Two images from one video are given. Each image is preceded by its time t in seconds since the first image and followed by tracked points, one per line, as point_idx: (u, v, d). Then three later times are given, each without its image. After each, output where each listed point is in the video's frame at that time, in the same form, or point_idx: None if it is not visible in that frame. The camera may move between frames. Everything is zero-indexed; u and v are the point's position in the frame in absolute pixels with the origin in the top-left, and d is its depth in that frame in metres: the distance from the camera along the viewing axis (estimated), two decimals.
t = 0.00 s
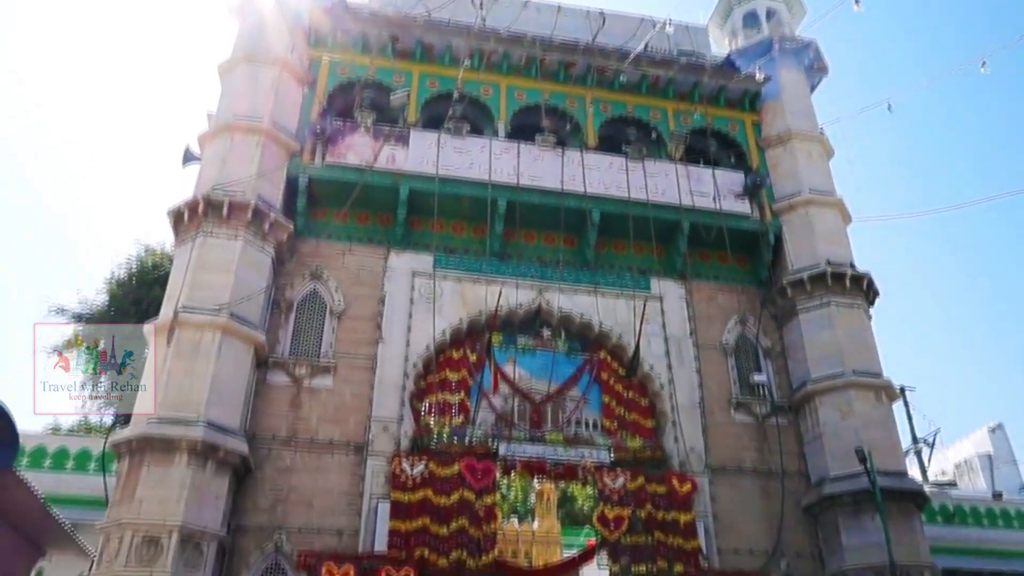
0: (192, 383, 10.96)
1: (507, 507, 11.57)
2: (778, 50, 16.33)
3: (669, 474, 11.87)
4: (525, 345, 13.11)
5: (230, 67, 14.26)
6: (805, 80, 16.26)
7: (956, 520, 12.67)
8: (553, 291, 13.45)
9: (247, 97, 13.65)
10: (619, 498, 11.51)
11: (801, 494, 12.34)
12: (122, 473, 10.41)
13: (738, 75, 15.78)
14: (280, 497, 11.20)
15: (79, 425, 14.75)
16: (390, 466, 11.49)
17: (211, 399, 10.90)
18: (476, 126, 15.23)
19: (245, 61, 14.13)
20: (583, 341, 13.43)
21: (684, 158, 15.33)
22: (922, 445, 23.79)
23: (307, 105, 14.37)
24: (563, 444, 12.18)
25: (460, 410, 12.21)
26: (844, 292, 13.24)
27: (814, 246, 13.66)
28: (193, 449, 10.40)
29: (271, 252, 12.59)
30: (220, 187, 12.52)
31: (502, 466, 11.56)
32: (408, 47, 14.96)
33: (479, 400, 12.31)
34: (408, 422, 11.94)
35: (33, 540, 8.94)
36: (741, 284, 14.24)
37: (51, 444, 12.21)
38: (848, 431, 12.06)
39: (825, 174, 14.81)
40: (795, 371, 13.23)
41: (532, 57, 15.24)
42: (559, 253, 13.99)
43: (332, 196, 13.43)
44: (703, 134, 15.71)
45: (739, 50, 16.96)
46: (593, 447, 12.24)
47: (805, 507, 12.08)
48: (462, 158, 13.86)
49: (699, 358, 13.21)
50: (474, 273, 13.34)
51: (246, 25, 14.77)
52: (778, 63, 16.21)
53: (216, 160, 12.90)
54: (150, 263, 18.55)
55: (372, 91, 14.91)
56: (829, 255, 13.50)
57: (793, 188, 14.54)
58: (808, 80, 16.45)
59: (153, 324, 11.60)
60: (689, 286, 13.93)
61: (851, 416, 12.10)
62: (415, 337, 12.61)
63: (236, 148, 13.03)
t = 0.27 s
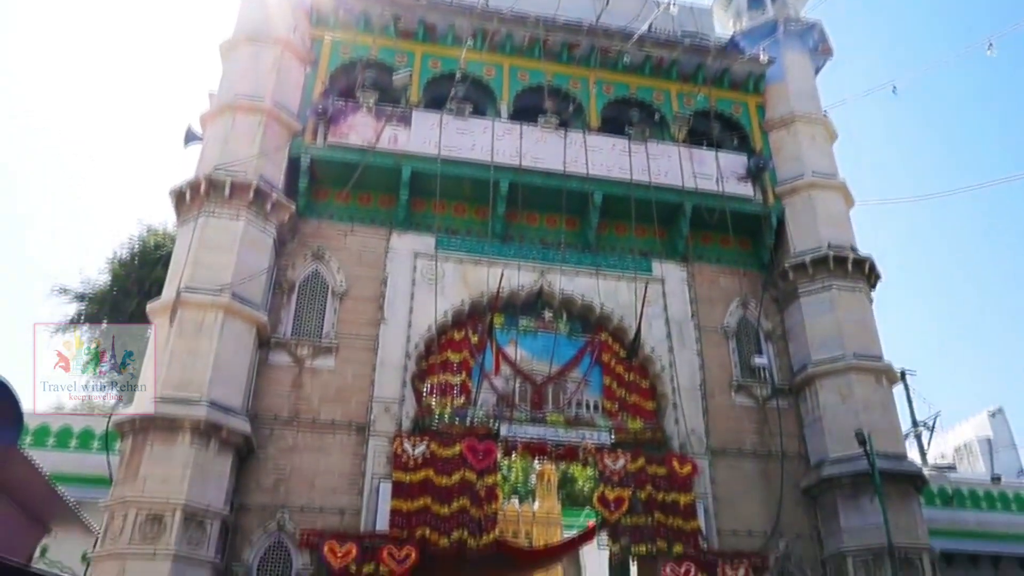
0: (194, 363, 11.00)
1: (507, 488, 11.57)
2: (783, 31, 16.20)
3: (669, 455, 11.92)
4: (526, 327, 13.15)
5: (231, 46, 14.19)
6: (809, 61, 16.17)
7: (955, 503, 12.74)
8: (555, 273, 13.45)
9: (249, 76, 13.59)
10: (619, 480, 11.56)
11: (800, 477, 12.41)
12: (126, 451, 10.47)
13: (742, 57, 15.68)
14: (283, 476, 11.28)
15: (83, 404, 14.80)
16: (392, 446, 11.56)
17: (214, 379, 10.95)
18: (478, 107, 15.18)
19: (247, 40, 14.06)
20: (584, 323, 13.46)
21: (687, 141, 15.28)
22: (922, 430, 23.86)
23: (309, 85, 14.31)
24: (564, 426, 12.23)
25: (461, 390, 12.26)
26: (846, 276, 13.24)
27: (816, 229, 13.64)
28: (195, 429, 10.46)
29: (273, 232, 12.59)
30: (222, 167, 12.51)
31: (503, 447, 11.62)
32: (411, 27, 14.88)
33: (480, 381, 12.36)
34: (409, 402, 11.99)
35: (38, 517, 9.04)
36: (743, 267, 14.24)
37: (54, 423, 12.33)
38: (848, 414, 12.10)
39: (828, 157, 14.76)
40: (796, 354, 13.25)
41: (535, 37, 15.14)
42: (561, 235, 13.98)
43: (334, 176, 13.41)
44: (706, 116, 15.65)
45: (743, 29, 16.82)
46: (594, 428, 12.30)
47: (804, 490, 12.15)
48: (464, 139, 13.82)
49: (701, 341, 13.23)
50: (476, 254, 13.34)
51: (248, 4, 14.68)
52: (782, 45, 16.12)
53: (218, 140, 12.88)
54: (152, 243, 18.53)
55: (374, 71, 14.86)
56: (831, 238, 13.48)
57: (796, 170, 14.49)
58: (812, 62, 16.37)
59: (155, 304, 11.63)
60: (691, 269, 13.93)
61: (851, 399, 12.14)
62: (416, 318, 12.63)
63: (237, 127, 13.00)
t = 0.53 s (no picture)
0: (195, 346, 11.03)
1: (507, 472, 12.46)
2: (787, 16, 16.11)
3: (668, 440, 11.94)
4: (527, 312, 13.17)
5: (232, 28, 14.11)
6: (812, 47, 16.14)
7: (952, 489, 12.81)
8: (555, 258, 13.45)
9: (249, 59, 13.52)
10: (619, 464, 11.58)
11: (799, 462, 12.46)
12: (127, 434, 10.51)
13: (745, 41, 15.59)
14: (283, 459, 11.33)
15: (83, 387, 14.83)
16: (392, 430, 11.59)
17: (215, 362, 10.97)
18: (479, 91, 15.12)
19: (247, 22, 13.97)
20: (585, 308, 13.46)
21: (689, 126, 15.24)
22: (921, 416, 23.93)
23: (310, 69, 14.24)
24: (564, 410, 12.26)
25: (461, 374, 12.28)
26: (847, 262, 13.22)
27: (817, 216, 13.62)
28: (196, 411, 10.50)
29: (274, 216, 12.58)
30: (222, 150, 12.48)
31: (503, 431, 11.65)
32: (412, 10, 14.78)
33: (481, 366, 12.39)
34: (409, 386, 12.02)
35: (40, 499, 9.11)
36: (744, 253, 14.24)
37: (56, 405, 12.53)
38: (847, 400, 12.13)
39: (830, 143, 14.71)
40: (796, 340, 13.27)
41: (537, 20, 15.04)
42: (562, 220, 13.96)
43: (335, 160, 13.37)
44: (708, 101, 15.59)
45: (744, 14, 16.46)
46: (593, 413, 12.33)
47: (802, 475, 12.20)
48: (466, 124, 13.77)
49: (701, 327, 13.24)
50: (477, 239, 13.33)
51: None
52: (786, 30, 16.02)
53: (218, 123, 12.84)
54: (152, 226, 18.46)
55: (374, 54, 14.79)
56: (832, 224, 13.46)
57: (798, 157, 14.45)
58: (815, 47, 16.34)
59: (156, 287, 11.64)
60: (692, 255, 13.93)
61: (850, 385, 12.16)
62: (417, 302, 12.63)
63: (238, 110, 12.96)
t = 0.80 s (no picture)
0: (199, 328, 11.06)
1: (512, 454, 12.67)
2: None
3: (672, 422, 11.99)
4: (531, 294, 13.19)
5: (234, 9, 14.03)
6: (819, 29, 15.99)
7: (954, 472, 12.87)
8: (559, 240, 13.44)
9: (252, 40, 13.46)
10: (622, 446, 11.61)
11: (802, 445, 12.50)
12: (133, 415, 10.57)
13: (751, 23, 15.46)
14: (288, 440, 11.39)
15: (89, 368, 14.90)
16: (396, 411, 11.64)
17: (219, 344, 11.01)
18: (483, 73, 15.06)
19: (249, 3, 13.89)
20: (588, 290, 13.46)
21: (693, 108, 15.16)
22: (924, 399, 23.95)
23: (313, 50, 14.17)
24: (567, 393, 12.30)
25: (465, 356, 12.30)
26: (851, 246, 13.19)
27: (822, 198, 13.57)
28: (201, 393, 10.55)
29: (278, 198, 12.57)
30: (226, 132, 12.45)
31: (507, 413, 11.71)
32: None
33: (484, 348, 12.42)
34: (413, 368, 12.06)
35: (48, 478, 9.20)
36: (748, 236, 14.22)
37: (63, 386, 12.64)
38: (850, 383, 12.15)
39: (836, 125, 14.62)
40: (799, 323, 13.27)
41: (541, 1, 14.93)
42: (566, 203, 13.93)
43: (338, 142, 13.33)
44: (714, 83, 15.50)
45: None
46: (596, 395, 12.37)
47: (805, 457, 12.25)
48: (469, 106, 13.71)
49: (704, 309, 13.24)
50: (481, 221, 13.31)
51: None
52: (792, 11, 15.88)
53: (221, 105, 12.80)
54: (157, 208, 18.45)
55: (378, 36, 14.72)
56: (837, 207, 13.42)
57: (803, 139, 14.37)
58: (822, 29, 16.18)
59: (161, 269, 11.66)
60: (696, 238, 13.90)
61: (854, 368, 12.18)
62: (420, 284, 12.64)
63: (241, 92, 12.92)
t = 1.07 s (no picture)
0: (204, 302, 11.09)
1: (514, 428, 12.80)
2: None
3: (674, 397, 12.04)
4: (534, 270, 13.20)
5: None
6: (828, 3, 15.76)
7: (954, 448, 12.95)
8: (563, 216, 13.40)
9: (255, 13, 13.36)
10: (625, 421, 11.65)
11: (804, 421, 12.55)
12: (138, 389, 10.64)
13: None
14: (293, 414, 11.47)
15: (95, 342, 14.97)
16: (400, 386, 11.70)
17: (224, 319, 11.05)
18: (487, 47, 14.95)
19: None
20: (592, 266, 13.44)
21: (699, 84, 15.05)
22: (927, 376, 23.99)
23: (316, 24, 14.07)
24: (570, 367, 12.35)
25: (469, 332, 12.34)
26: (857, 222, 13.13)
27: (828, 174, 13.50)
28: (207, 367, 10.60)
29: (281, 173, 12.54)
30: (229, 106, 12.40)
31: (510, 388, 11.79)
32: None
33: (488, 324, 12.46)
34: (417, 343, 12.10)
35: (56, 450, 9.30)
36: (753, 212, 14.16)
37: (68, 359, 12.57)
38: (853, 359, 12.16)
39: (843, 101, 14.49)
40: (803, 299, 13.26)
41: None
42: (570, 179, 13.86)
43: (342, 117, 13.26)
44: (720, 58, 15.37)
45: None
46: (599, 370, 12.42)
47: (807, 433, 12.30)
48: (473, 80, 13.62)
49: (708, 286, 13.23)
50: (484, 197, 13.27)
51: None
52: None
53: (224, 80, 12.74)
54: (161, 183, 18.43)
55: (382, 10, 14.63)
56: (843, 184, 13.35)
57: (809, 115, 14.26)
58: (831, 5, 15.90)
59: (165, 244, 11.67)
60: (701, 214, 13.87)
61: (857, 345, 12.19)
62: (424, 260, 12.64)
63: (244, 66, 12.85)
